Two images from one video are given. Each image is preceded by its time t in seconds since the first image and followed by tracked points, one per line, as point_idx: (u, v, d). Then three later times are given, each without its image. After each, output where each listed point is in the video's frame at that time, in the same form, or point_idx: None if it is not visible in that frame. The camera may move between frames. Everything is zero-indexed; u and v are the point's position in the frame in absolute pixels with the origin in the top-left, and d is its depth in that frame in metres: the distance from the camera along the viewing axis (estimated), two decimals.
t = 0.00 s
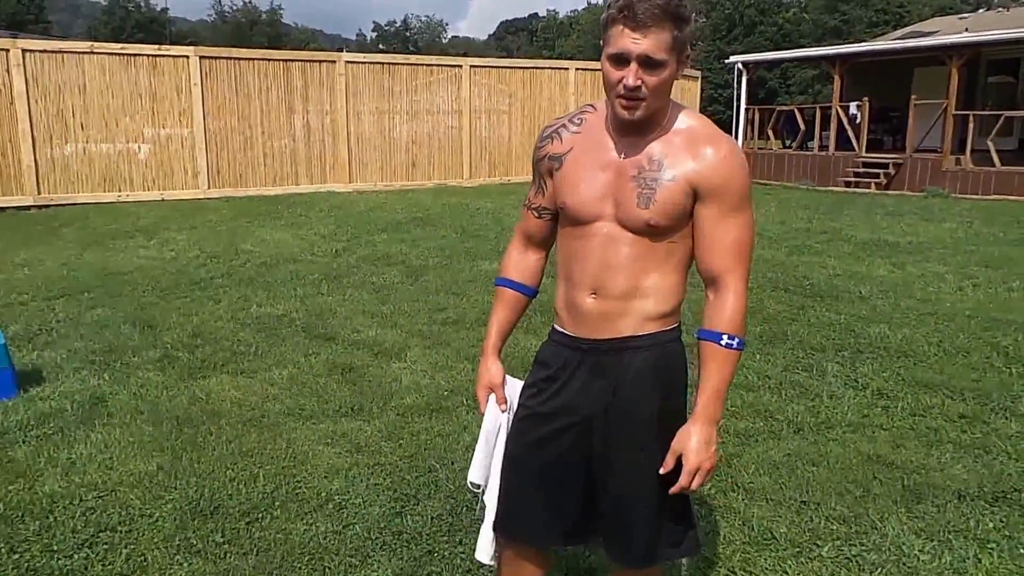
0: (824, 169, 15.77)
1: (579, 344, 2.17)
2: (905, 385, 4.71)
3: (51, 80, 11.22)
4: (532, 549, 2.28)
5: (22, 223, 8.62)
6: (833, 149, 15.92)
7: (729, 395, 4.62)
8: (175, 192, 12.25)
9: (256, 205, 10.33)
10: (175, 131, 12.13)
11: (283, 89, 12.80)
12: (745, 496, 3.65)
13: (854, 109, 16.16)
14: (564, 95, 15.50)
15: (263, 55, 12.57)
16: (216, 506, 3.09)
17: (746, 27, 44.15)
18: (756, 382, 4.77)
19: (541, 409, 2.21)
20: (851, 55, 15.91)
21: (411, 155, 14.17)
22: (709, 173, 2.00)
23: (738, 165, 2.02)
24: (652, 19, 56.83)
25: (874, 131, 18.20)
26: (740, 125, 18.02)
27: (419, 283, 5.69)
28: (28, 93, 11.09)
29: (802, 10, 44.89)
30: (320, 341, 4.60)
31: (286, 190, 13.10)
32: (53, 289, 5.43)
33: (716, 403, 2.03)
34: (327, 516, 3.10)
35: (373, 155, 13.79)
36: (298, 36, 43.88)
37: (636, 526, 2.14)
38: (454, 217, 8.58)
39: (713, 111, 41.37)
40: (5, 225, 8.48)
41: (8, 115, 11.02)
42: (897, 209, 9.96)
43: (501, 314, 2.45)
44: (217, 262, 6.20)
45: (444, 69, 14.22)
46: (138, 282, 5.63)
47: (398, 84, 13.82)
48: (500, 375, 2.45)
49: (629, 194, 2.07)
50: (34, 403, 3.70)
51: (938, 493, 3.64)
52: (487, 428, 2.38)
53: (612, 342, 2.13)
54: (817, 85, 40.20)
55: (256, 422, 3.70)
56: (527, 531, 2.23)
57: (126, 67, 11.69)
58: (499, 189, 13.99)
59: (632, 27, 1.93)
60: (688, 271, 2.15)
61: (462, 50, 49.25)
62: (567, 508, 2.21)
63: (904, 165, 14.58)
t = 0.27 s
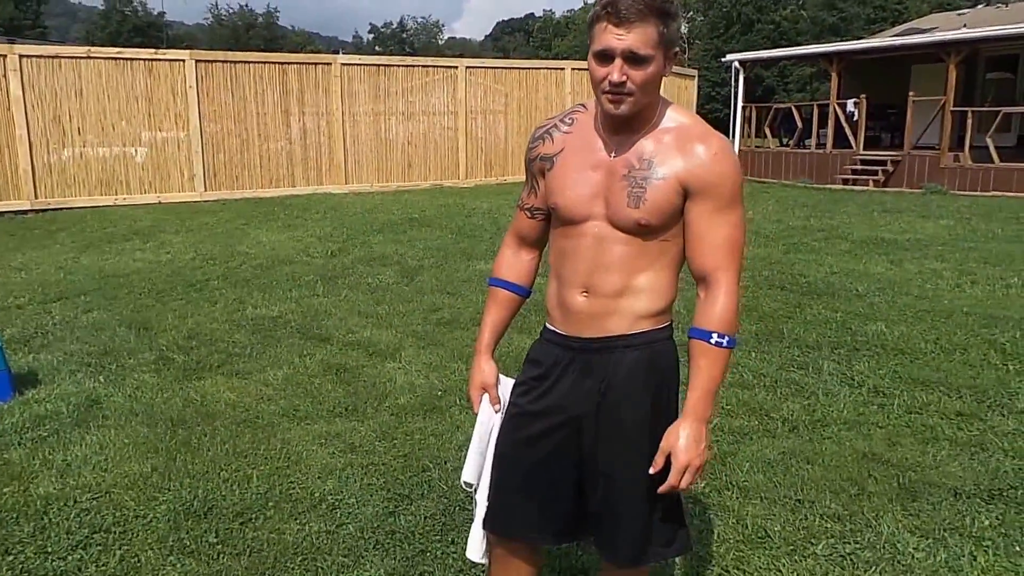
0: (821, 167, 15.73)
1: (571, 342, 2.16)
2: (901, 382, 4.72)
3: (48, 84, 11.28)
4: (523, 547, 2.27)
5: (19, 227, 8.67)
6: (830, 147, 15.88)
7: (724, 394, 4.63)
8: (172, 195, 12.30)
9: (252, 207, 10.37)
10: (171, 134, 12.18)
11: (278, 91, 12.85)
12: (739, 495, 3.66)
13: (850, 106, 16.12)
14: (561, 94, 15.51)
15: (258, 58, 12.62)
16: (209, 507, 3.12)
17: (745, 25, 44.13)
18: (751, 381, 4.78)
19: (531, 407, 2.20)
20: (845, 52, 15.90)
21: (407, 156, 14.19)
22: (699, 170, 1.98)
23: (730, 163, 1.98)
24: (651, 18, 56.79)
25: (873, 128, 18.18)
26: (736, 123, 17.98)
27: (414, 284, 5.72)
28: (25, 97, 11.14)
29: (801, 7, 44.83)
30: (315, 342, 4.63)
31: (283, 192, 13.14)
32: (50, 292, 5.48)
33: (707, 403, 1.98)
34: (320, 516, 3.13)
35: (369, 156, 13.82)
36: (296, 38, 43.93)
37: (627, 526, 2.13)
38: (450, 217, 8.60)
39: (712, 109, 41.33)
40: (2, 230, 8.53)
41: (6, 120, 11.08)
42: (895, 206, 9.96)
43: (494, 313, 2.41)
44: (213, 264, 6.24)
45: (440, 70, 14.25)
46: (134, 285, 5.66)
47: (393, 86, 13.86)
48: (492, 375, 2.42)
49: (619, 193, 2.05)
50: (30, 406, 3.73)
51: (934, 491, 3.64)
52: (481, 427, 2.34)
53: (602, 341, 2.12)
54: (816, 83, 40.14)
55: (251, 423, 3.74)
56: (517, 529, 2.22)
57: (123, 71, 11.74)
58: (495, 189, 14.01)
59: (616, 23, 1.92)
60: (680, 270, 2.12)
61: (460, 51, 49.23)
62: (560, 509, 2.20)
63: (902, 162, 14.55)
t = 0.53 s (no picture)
0: (822, 164, 15.68)
1: (562, 340, 2.11)
2: (900, 379, 4.71)
3: (47, 87, 11.36)
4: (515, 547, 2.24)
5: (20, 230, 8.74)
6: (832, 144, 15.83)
7: (722, 392, 4.62)
8: (172, 197, 12.38)
9: (250, 209, 10.42)
10: (171, 137, 12.26)
11: (276, 93, 12.91)
12: (735, 492, 3.66)
13: (851, 103, 16.06)
14: (561, 94, 15.52)
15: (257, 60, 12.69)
16: (205, 506, 3.14)
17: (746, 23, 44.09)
18: (749, 379, 4.77)
19: (522, 406, 2.15)
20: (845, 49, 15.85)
21: (406, 157, 14.21)
22: (690, 165, 1.93)
23: (721, 157, 1.94)
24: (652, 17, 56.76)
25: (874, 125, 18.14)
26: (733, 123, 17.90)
27: (413, 284, 5.75)
28: (24, 101, 11.23)
29: (801, 6, 44.77)
30: (313, 342, 4.66)
31: (283, 194, 13.21)
32: (49, 294, 5.53)
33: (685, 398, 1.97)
34: (315, 515, 3.15)
35: (368, 158, 13.85)
36: (297, 40, 44.06)
37: (619, 527, 2.09)
38: (448, 217, 8.63)
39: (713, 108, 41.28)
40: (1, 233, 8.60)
41: (6, 124, 11.18)
42: (895, 203, 9.94)
43: (488, 313, 2.39)
44: (212, 265, 6.29)
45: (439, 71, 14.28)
46: (133, 286, 5.71)
47: (392, 87, 13.89)
48: (487, 374, 2.38)
49: (609, 189, 2.01)
50: (28, 407, 3.77)
51: (932, 488, 3.63)
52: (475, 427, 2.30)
53: (593, 339, 2.06)
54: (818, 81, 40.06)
55: (248, 423, 3.76)
56: (507, 529, 2.18)
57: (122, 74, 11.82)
58: (495, 189, 14.04)
59: (603, 12, 1.89)
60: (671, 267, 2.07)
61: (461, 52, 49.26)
62: (553, 508, 2.16)
63: (903, 159, 14.45)
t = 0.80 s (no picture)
0: (826, 162, 15.60)
1: (551, 338, 2.11)
2: (901, 378, 4.68)
3: (47, 89, 11.39)
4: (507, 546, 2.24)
5: (23, 232, 8.78)
6: (836, 142, 15.75)
7: (722, 391, 4.62)
8: (174, 199, 12.46)
9: (250, 209, 10.45)
10: (173, 139, 12.32)
11: (278, 94, 12.95)
12: (734, 491, 3.65)
13: (854, 102, 15.97)
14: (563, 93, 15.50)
15: (258, 61, 12.74)
16: (203, 506, 3.16)
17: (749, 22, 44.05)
18: (750, 377, 4.77)
19: (511, 405, 2.16)
20: (848, 47, 15.78)
21: (408, 157, 14.23)
22: (676, 159, 1.92)
23: (708, 151, 1.93)
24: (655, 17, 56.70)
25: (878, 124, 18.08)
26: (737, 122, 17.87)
27: (413, 284, 5.76)
28: (27, 103, 11.27)
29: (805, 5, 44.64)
30: (313, 342, 4.68)
31: (285, 195, 13.25)
32: (51, 295, 5.57)
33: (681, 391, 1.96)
34: (313, 514, 3.16)
35: (370, 158, 13.88)
36: (300, 42, 44.13)
37: (610, 526, 2.08)
38: (450, 217, 8.64)
39: (717, 108, 41.18)
40: (4, 234, 8.65)
41: (8, 126, 11.22)
42: (899, 201, 9.90)
43: (477, 312, 2.40)
44: (213, 266, 6.32)
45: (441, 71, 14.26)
46: (134, 287, 5.75)
47: (393, 87, 13.89)
48: (477, 374, 2.38)
49: (596, 185, 2.01)
50: (29, 407, 3.80)
51: (932, 486, 3.61)
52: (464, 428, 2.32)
53: (582, 337, 2.06)
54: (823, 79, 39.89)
55: (248, 422, 3.79)
56: (499, 528, 2.19)
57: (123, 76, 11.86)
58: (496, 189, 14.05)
59: (583, 4, 1.89)
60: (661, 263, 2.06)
61: (465, 52, 49.25)
62: (547, 506, 2.16)
63: (908, 157, 14.39)
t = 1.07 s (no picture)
0: (832, 163, 15.49)
1: (541, 341, 2.11)
2: (903, 379, 4.66)
3: (50, 95, 11.46)
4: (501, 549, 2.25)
5: (27, 236, 8.85)
6: (840, 144, 15.65)
7: (723, 393, 4.61)
8: (177, 203, 12.54)
9: (252, 214, 10.49)
10: (175, 143, 12.41)
11: (280, 99, 13.01)
12: (734, 493, 3.64)
13: (858, 103, 15.91)
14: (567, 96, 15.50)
15: (260, 66, 12.81)
16: (202, 508, 3.17)
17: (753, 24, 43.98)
18: (751, 379, 4.75)
19: (502, 409, 2.16)
20: (853, 48, 15.73)
21: (411, 160, 14.26)
22: (660, 162, 1.93)
23: (692, 152, 1.93)
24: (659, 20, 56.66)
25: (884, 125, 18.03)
26: (742, 124, 17.84)
27: (415, 287, 5.78)
28: (30, 108, 11.34)
29: (811, 7, 44.53)
30: (314, 345, 4.70)
31: (288, 199, 13.31)
32: (53, 299, 5.61)
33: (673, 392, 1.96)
34: (312, 516, 3.17)
35: (373, 161, 13.93)
36: (305, 47, 44.28)
37: (603, 528, 2.08)
38: (451, 220, 8.66)
39: (722, 110, 41.09)
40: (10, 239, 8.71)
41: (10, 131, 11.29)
42: (903, 203, 9.85)
43: (466, 317, 2.41)
44: (215, 269, 6.36)
45: (443, 75, 14.26)
46: (136, 291, 5.79)
47: (396, 91, 13.92)
48: (468, 378, 2.40)
49: (581, 189, 2.01)
50: (30, 410, 3.83)
51: (933, 488, 3.59)
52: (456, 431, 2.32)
53: (572, 340, 2.06)
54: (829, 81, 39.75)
55: (248, 425, 3.80)
56: (493, 532, 2.19)
57: (124, 80, 11.95)
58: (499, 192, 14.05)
59: (558, 10, 1.89)
60: (649, 265, 2.06)
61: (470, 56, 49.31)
62: (538, 511, 2.16)
63: (912, 158, 14.30)
